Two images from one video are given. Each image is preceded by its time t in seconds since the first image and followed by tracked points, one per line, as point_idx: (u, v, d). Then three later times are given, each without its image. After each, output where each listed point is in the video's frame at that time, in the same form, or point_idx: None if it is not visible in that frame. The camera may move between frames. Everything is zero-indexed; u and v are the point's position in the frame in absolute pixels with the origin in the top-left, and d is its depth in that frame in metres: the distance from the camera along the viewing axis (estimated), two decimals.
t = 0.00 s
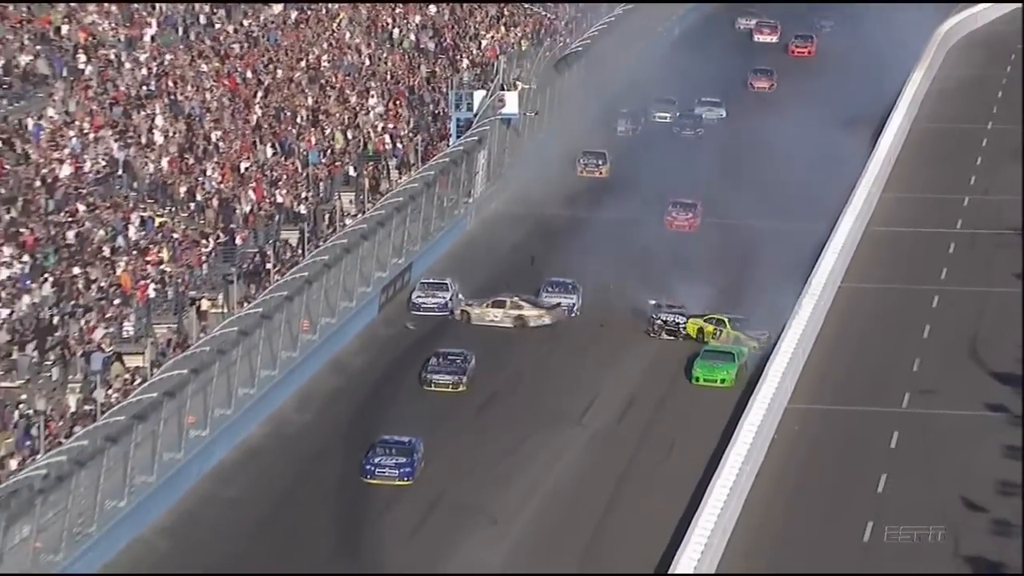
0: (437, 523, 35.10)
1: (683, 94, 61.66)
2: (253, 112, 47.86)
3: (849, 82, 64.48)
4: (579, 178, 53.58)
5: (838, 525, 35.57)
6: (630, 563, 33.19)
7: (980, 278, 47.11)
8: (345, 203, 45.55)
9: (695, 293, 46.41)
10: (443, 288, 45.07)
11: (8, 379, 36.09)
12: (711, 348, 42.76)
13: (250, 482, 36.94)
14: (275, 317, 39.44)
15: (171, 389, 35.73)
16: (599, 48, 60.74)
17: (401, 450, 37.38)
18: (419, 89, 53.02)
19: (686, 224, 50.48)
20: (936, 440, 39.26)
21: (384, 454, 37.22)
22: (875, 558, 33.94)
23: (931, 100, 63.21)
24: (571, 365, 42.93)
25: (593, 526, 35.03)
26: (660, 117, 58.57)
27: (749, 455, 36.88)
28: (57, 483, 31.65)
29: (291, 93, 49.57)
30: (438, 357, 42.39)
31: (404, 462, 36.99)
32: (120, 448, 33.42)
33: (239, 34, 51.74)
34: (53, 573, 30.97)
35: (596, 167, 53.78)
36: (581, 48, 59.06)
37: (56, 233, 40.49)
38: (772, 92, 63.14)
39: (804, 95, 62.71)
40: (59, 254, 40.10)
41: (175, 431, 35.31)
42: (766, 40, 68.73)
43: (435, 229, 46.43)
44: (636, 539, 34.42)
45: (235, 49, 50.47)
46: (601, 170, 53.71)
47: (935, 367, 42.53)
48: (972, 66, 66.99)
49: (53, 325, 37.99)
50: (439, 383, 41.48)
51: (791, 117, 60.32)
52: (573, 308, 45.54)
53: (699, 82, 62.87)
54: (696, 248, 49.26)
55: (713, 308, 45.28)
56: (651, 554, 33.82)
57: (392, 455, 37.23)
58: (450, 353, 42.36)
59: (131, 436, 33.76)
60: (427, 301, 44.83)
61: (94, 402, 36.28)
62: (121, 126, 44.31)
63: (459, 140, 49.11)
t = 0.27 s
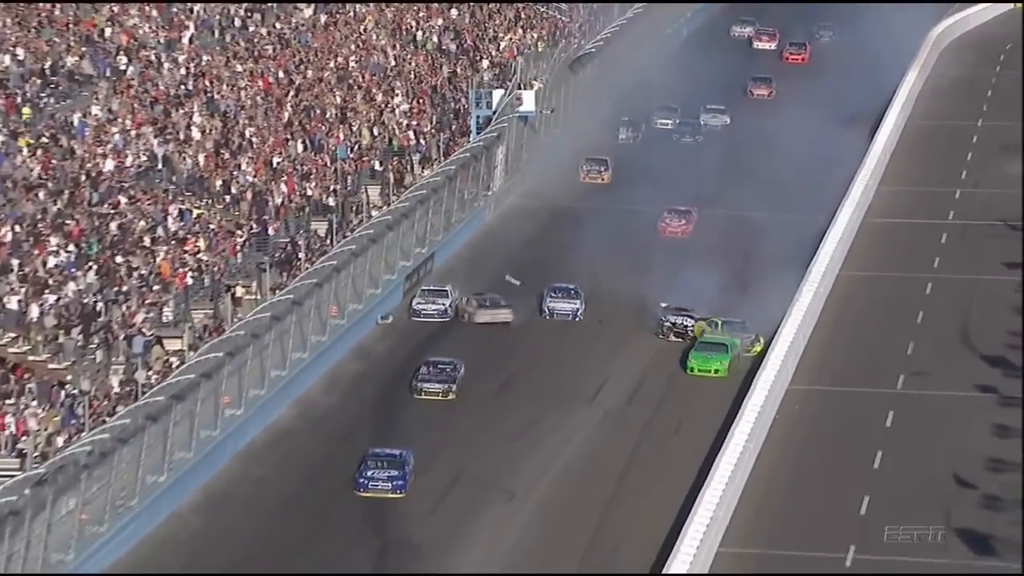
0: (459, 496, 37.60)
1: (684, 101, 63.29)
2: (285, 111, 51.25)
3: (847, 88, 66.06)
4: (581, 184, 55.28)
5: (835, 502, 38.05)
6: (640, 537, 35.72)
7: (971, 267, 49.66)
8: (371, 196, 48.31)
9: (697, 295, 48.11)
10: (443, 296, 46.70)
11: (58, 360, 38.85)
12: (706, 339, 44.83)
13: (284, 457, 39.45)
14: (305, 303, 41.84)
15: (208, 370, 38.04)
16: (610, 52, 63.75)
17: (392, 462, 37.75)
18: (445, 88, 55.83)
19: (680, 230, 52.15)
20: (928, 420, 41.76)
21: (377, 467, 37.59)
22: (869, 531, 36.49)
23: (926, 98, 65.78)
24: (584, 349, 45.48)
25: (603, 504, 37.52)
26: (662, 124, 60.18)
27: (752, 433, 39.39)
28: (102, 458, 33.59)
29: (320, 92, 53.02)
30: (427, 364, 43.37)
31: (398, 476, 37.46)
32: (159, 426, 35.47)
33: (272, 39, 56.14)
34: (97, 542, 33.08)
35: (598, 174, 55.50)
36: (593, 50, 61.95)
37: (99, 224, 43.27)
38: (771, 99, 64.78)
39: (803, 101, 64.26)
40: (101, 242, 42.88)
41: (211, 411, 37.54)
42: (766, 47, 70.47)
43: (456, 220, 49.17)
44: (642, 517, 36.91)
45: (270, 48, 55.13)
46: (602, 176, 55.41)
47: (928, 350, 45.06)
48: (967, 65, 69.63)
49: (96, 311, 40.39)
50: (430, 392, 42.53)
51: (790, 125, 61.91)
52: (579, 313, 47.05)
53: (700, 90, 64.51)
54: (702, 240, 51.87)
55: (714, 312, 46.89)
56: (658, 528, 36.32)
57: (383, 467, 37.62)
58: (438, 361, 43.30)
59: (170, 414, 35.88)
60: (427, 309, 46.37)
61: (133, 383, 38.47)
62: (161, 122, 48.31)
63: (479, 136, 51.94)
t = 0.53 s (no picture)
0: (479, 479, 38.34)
1: (692, 100, 63.23)
2: (311, 103, 52.46)
3: (854, 88, 66.07)
4: (587, 185, 55.30)
5: (846, 485, 39.05)
6: (654, 521, 36.79)
7: (979, 255, 50.67)
8: (394, 183, 49.69)
9: (708, 296, 48.23)
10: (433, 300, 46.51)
11: (88, 343, 39.93)
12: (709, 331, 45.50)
13: (308, 437, 40.35)
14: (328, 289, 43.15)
15: (234, 355, 39.26)
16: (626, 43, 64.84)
17: (387, 480, 36.81)
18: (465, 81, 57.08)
19: (678, 233, 52.15)
20: (937, 404, 42.76)
21: (371, 484, 36.68)
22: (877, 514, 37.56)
23: (935, 90, 66.75)
24: (601, 334, 46.53)
25: (619, 488, 38.48)
26: (669, 124, 60.14)
27: (765, 417, 40.62)
28: (131, 441, 34.94)
29: (344, 83, 54.28)
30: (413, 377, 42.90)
31: (393, 493, 36.45)
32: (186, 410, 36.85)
33: (296, 30, 57.68)
34: (127, 522, 34.06)
35: (605, 175, 55.55)
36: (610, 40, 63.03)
37: (127, 213, 44.61)
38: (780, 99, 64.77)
39: (812, 100, 64.20)
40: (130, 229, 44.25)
41: (237, 394, 38.88)
42: (774, 44, 70.42)
43: (476, 207, 50.47)
44: (656, 502, 37.84)
45: (294, 40, 56.72)
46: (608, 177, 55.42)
47: (937, 336, 46.11)
48: (972, 58, 70.65)
49: (127, 297, 41.63)
50: (421, 404, 42.03)
51: (799, 124, 61.88)
52: (585, 318, 47.07)
53: (708, 89, 64.45)
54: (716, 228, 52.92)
55: (726, 314, 46.96)
56: (670, 511, 37.40)
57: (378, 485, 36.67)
58: (425, 373, 42.92)
59: (196, 398, 37.29)
60: (416, 313, 46.23)
61: (160, 366, 39.86)
62: (187, 113, 49.86)
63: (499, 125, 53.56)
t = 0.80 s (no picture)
0: (497, 466, 38.39)
1: (703, 98, 62.19)
2: (328, 93, 52.81)
3: (869, 82, 65.38)
4: (591, 187, 54.28)
5: (862, 472, 39.03)
6: (670, 510, 36.80)
7: (997, 244, 50.55)
8: (412, 173, 49.73)
9: (721, 301, 47.40)
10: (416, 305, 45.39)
11: (107, 334, 40.06)
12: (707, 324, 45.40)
13: (326, 425, 40.37)
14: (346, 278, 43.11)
15: (252, 344, 39.25)
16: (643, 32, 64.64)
17: (383, 506, 34.78)
18: (483, 69, 57.35)
19: (676, 236, 51.21)
20: (956, 394, 42.70)
21: (366, 511, 34.65)
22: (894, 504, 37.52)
23: (952, 79, 66.60)
24: (618, 323, 46.56)
25: (637, 476, 38.44)
26: (677, 123, 59.10)
27: (783, 406, 40.73)
28: (150, 430, 34.74)
29: (362, 74, 54.61)
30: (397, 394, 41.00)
31: (389, 521, 34.48)
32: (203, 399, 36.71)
33: (314, 19, 58.13)
34: (146, 509, 34.07)
35: (612, 176, 54.52)
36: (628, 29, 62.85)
37: (145, 202, 44.85)
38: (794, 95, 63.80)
39: (824, 99, 63.04)
40: (148, 218, 44.42)
41: (254, 383, 38.89)
42: (787, 38, 69.43)
43: (494, 196, 50.51)
44: (674, 492, 37.72)
45: (311, 29, 57.19)
46: (612, 178, 54.41)
47: (955, 326, 46.04)
48: (990, 47, 70.37)
49: (146, 287, 41.67)
50: (407, 421, 40.15)
51: (813, 122, 60.88)
52: (586, 327, 45.88)
53: (718, 86, 63.38)
54: (735, 218, 52.85)
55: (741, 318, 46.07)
56: (687, 501, 37.34)
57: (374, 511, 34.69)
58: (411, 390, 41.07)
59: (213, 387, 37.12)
60: (399, 320, 44.98)
61: (178, 354, 39.79)
62: (205, 102, 50.26)
63: (516, 115, 53.40)
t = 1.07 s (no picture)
0: (511, 455, 38.35)
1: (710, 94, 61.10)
2: (343, 80, 53.22)
3: (883, 68, 65.21)
4: (595, 188, 53.30)
5: (876, 458, 38.99)
6: (685, 497, 36.77)
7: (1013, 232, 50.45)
8: (427, 160, 49.74)
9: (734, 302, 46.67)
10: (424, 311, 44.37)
11: (123, 322, 39.98)
12: (701, 319, 44.71)
13: (343, 409, 40.36)
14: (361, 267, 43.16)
15: (268, 331, 39.09)
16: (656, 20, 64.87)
17: (383, 534, 32.26)
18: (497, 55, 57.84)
19: (676, 239, 50.13)
20: (973, 380, 42.65)
21: (363, 539, 32.20)
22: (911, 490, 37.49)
23: (968, 65, 66.43)
24: (633, 309, 46.55)
25: (651, 463, 38.40)
26: (682, 121, 58.07)
27: (798, 395, 40.74)
28: (165, 416, 34.74)
29: (380, 62, 55.00)
30: (382, 412, 39.13)
31: (388, 551, 31.97)
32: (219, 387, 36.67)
33: (331, 8, 58.89)
34: (159, 499, 33.93)
35: (616, 176, 53.46)
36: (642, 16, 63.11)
37: (161, 189, 45.06)
38: (804, 92, 62.88)
39: (838, 85, 62.97)
40: (163, 208, 44.49)
41: (270, 370, 38.74)
42: (798, 30, 68.86)
43: (510, 182, 50.62)
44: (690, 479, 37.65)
45: (327, 18, 57.85)
46: (615, 179, 53.38)
47: (971, 313, 45.98)
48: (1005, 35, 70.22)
49: (161, 275, 41.68)
50: (393, 441, 38.32)
51: (823, 120, 59.89)
52: (584, 334, 44.78)
53: (726, 82, 62.32)
54: (751, 206, 52.94)
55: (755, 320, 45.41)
56: (702, 488, 37.25)
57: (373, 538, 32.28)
58: (397, 406, 39.19)
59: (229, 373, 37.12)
60: (410, 326, 44.00)
61: (193, 341, 39.71)
62: (219, 89, 50.76)
63: (531, 103, 53.40)
